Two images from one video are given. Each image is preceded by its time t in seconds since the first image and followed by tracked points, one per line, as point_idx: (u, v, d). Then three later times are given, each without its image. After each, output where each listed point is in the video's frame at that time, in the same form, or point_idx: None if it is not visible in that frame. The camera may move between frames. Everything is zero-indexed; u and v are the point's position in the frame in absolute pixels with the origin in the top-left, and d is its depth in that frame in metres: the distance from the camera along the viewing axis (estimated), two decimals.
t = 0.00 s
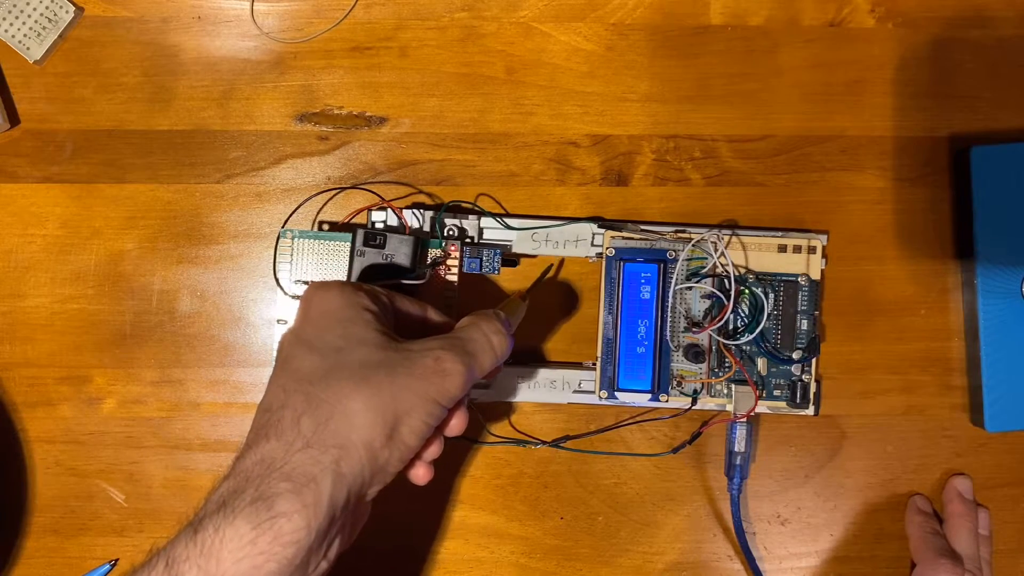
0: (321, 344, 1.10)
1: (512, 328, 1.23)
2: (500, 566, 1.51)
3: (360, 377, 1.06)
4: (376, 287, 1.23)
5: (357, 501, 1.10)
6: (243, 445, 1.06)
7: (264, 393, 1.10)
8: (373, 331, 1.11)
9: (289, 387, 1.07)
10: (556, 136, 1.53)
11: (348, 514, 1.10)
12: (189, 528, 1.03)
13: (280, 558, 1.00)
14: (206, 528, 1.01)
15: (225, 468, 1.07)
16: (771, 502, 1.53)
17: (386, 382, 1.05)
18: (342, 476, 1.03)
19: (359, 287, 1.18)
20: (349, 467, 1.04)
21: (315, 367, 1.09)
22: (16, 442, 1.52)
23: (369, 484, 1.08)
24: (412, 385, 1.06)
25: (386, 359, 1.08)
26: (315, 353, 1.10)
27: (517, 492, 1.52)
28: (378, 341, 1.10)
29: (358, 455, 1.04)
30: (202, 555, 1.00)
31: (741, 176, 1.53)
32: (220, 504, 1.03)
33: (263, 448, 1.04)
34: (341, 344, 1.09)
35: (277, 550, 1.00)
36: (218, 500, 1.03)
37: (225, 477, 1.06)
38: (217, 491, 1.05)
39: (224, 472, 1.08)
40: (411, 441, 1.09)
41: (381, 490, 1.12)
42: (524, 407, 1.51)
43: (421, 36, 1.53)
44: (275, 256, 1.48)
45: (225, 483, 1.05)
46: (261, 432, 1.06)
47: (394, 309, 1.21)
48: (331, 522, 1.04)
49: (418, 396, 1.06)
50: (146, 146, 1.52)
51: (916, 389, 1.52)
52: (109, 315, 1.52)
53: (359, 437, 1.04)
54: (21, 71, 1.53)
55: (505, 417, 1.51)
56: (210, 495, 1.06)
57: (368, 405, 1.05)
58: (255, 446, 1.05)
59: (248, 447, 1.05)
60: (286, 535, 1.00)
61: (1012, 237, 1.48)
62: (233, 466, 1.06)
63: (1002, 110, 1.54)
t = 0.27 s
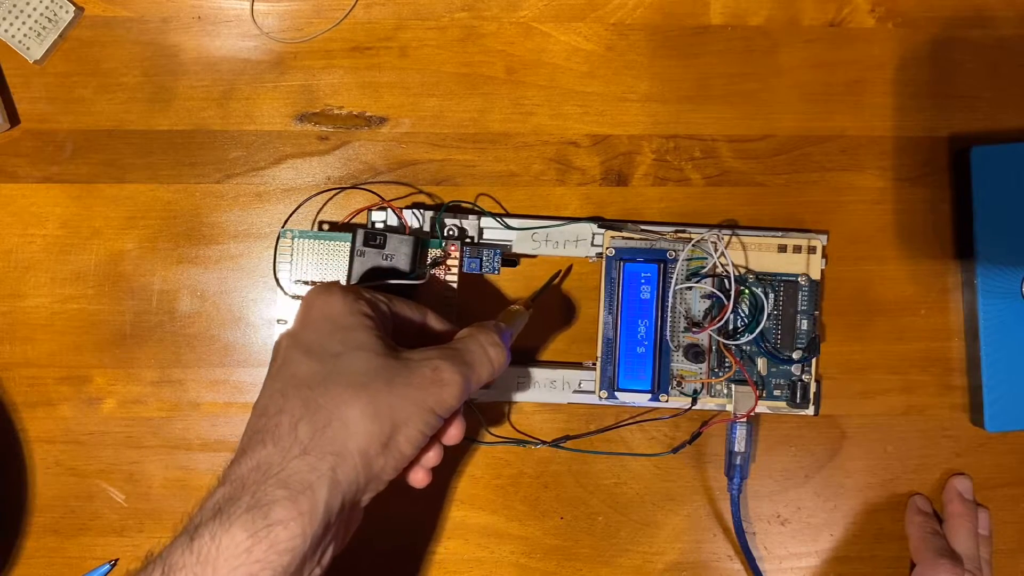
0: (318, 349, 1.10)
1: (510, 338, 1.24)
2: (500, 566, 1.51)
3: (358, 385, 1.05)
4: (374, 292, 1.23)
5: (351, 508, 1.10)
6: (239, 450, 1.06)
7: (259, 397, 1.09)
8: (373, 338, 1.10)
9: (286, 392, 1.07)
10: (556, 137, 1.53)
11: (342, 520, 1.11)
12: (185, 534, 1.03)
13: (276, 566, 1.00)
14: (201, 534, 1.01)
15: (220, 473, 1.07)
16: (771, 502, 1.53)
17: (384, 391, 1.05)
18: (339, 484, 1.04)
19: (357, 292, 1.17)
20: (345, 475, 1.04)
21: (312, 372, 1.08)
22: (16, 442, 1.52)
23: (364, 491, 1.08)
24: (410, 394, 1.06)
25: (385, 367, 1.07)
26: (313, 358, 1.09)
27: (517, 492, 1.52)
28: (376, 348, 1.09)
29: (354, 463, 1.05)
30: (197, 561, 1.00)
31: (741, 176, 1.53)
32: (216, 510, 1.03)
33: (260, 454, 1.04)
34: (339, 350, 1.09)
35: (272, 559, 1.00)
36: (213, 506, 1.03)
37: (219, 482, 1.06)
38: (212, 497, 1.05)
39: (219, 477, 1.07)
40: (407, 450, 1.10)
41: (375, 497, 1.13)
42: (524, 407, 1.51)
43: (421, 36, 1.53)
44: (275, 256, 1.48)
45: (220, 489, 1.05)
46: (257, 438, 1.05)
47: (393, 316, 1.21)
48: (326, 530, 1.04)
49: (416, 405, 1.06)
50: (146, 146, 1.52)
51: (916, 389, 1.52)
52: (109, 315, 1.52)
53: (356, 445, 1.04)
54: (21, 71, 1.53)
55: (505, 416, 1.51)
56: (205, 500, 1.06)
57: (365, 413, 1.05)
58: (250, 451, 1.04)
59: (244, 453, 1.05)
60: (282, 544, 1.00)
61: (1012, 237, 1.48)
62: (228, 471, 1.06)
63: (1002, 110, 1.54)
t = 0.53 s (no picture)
0: (310, 351, 1.10)
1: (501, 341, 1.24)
2: (500, 566, 1.51)
3: (351, 388, 1.05)
4: (367, 294, 1.23)
5: (343, 510, 1.10)
6: (230, 453, 1.06)
7: (251, 399, 1.09)
8: (365, 341, 1.10)
9: (277, 394, 1.07)
10: (555, 137, 1.53)
11: (335, 522, 1.11)
12: (177, 536, 1.04)
13: (268, 569, 1.01)
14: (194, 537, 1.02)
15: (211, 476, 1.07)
16: (771, 502, 1.53)
17: (377, 393, 1.05)
18: (331, 488, 1.04)
19: (350, 295, 1.17)
20: (336, 479, 1.04)
21: (304, 374, 1.08)
22: (16, 442, 1.52)
23: (356, 493, 1.09)
24: (402, 397, 1.06)
25: (378, 369, 1.07)
26: (305, 360, 1.09)
27: (517, 492, 1.52)
28: (369, 351, 1.09)
29: (346, 466, 1.05)
30: (190, 564, 1.01)
31: (741, 176, 1.52)
32: (207, 514, 1.03)
33: (251, 457, 1.04)
34: (332, 352, 1.09)
35: (264, 562, 1.00)
36: (205, 509, 1.03)
37: (210, 485, 1.06)
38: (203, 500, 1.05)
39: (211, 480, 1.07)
40: (399, 453, 1.10)
41: (368, 499, 1.13)
42: (524, 407, 1.51)
43: (421, 36, 1.53)
44: (275, 256, 1.48)
45: (212, 492, 1.05)
46: (249, 440, 1.05)
47: (385, 316, 1.21)
48: (319, 532, 1.05)
49: (409, 408, 1.06)
50: (146, 146, 1.52)
51: (916, 389, 1.52)
52: (109, 315, 1.52)
53: (348, 448, 1.04)
54: (22, 71, 1.53)
55: (505, 416, 1.51)
56: (197, 503, 1.06)
57: (358, 416, 1.04)
58: (241, 454, 1.04)
59: (235, 456, 1.05)
60: (274, 547, 1.00)
61: (1013, 237, 1.48)
62: (219, 474, 1.06)
63: (1003, 110, 1.54)
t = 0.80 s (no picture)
0: (303, 349, 1.10)
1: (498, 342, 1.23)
2: (500, 566, 1.51)
3: (343, 386, 1.05)
4: (361, 293, 1.23)
5: (336, 508, 1.10)
6: (222, 451, 1.06)
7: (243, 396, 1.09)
8: (359, 339, 1.10)
9: (269, 392, 1.07)
10: (555, 137, 1.53)
11: (327, 520, 1.11)
12: (170, 534, 1.04)
13: (260, 567, 1.01)
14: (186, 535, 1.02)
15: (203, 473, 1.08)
16: (771, 502, 1.53)
17: (369, 392, 1.05)
18: (323, 486, 1.04)
19: (344, 292, 1.17)
20: (329, 477, 1.04)
21: (297, 372, 1.08)
22: (16, 442, 1.52)
23: (348, 492, 1.09)
24: (395, 396, 1.06)
25: (371, 368, 1.07)
26: (298, 358, 1.09)
27: (517, 492, 1.52)
28: (362, 349, 1.09)
29: (338, 464, 1.05)
30: (182, 562, 1.01)
31: (741, 176, 1.52)
32: (200, 512, 1.03)
33: (243, 455, 1.04)
34: (325, 350, 1.09)
35: (256, 560, 1.01)
36: (197, 508, 1.04)
37: (203, 483, 1.07)
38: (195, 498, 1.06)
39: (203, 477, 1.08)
40: (392, 451, 1.10)
41: (361, 497, 1.13)
42: (524, 407, 1.51)
43: (421, 36, 1.53)
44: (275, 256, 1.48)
45: (204, 489, 1.05)
46: (241, 438, 1.06)
47: (380, 316, 1.21)
48: (311, 530, 1.05)
49: (402, 407, 1.06)
50: (146, 146, 1.52)
51: (916, 389, 1.52)
52: (109, 315, 1.52)
53: (340, 446, 1.04)
54: (22, 71, 1.53)
55: (505, 416, 1.51)
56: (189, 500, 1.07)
57: (351, 414, 1.04)
58: (233, 452, 1.05)
59: (227, 454, 1.05)
60: (266, 545, 1.00)
61: (1013, 237, 1.48)
62: (211, 471, 1.06)
63: (1003, 110, 1.54)
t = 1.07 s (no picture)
0: (299, 351, 1.10)
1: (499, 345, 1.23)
2: (500, 566, 1.51)
3: (339, 387, 1.06)
4: (360, 296, 1.24)
5: (330, 511, 1.10)
6: (216, 453, 1.06)
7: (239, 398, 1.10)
8: (355, 341, 1.11)
9: (265, 393, 1.07)
10: (555, 137, 1.53)
11: (322, 524, 1.11)
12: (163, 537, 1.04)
13: (253, 570, 1.00)
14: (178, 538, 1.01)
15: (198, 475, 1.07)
16: (771, 502, 1.53)
17: (365, 392, 1.05)
18: (317, 487, 1.04)
19: (342, 295, 1.18)
20: (323, 478, 1.04)
21: (293, 373, 1.08)
22: (16, 443, 1.52)
23: (343, 494, 1.08)
24: (391, 397, 1.06)
25: (367, 369, 1.08)
26: (294, 360, 1.09)
27: (517, 492, 1.52)
28: (359, 350, 1.10)
29: (333, 465, 1.05)
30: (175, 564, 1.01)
31: (741, 176, 1.52)
32: (193, 514, 1.03)
33: (238, 456, 1.04)
34: (321, 351, 1.09)
35: (249, 562, 1.00)
36: (190, 510, 1.03)
37: (197, 485, 1.06)
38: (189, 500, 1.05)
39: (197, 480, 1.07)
40: (388, 453, 1.10)
41: (355, 500, 1.13)
42: (524, 407, 1.51)
43: (421, 36, 1.53)
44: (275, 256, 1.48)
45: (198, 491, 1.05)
46: (236, 440, 1.06)
47: (378, 319, 1.21)
48: (305, 533, 1.04)
49: (398, 408, 1.06)
50: (146, 146, 1.52)
51: (916, 389, 1.52)
52: (109, 315, 1.52)
53: (336, 448, 1.04)
54: (21, 71, 1.53)
55: (505, 417, 1.51)
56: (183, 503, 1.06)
57: (346, 415, 1.05)
58: (228, 453, 1.05)
59: (222, 455, 1.05)
60: (259, 547, 1.00)
61: (1013, 237, 1.48)
62: (206, 473, 1.06)
63: (1003, 110, 1.54)
